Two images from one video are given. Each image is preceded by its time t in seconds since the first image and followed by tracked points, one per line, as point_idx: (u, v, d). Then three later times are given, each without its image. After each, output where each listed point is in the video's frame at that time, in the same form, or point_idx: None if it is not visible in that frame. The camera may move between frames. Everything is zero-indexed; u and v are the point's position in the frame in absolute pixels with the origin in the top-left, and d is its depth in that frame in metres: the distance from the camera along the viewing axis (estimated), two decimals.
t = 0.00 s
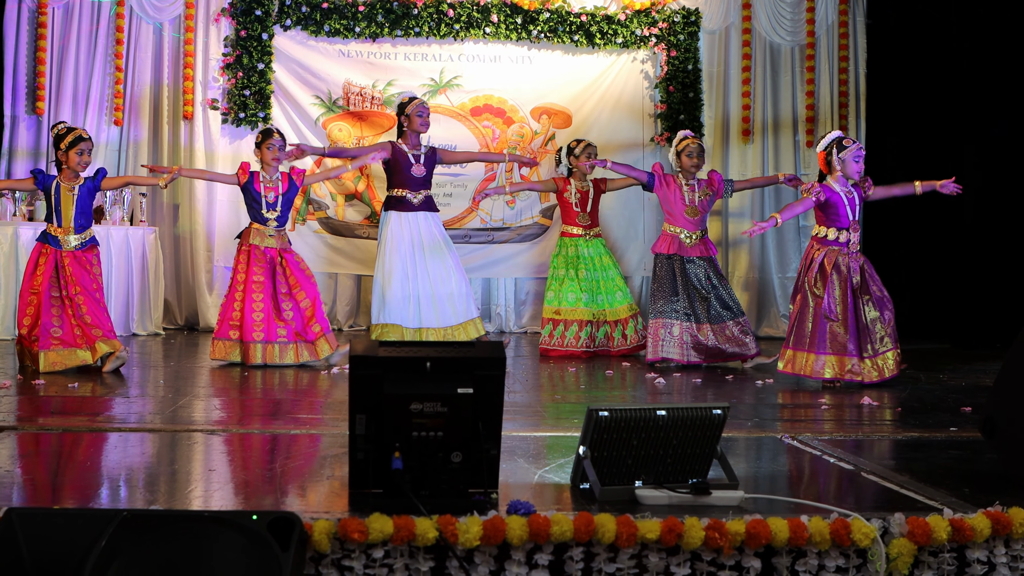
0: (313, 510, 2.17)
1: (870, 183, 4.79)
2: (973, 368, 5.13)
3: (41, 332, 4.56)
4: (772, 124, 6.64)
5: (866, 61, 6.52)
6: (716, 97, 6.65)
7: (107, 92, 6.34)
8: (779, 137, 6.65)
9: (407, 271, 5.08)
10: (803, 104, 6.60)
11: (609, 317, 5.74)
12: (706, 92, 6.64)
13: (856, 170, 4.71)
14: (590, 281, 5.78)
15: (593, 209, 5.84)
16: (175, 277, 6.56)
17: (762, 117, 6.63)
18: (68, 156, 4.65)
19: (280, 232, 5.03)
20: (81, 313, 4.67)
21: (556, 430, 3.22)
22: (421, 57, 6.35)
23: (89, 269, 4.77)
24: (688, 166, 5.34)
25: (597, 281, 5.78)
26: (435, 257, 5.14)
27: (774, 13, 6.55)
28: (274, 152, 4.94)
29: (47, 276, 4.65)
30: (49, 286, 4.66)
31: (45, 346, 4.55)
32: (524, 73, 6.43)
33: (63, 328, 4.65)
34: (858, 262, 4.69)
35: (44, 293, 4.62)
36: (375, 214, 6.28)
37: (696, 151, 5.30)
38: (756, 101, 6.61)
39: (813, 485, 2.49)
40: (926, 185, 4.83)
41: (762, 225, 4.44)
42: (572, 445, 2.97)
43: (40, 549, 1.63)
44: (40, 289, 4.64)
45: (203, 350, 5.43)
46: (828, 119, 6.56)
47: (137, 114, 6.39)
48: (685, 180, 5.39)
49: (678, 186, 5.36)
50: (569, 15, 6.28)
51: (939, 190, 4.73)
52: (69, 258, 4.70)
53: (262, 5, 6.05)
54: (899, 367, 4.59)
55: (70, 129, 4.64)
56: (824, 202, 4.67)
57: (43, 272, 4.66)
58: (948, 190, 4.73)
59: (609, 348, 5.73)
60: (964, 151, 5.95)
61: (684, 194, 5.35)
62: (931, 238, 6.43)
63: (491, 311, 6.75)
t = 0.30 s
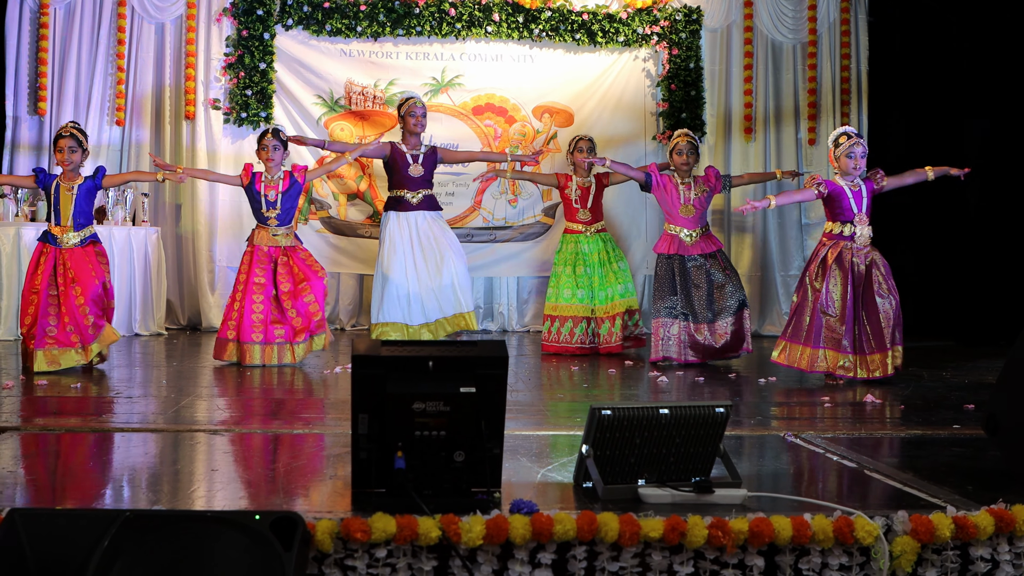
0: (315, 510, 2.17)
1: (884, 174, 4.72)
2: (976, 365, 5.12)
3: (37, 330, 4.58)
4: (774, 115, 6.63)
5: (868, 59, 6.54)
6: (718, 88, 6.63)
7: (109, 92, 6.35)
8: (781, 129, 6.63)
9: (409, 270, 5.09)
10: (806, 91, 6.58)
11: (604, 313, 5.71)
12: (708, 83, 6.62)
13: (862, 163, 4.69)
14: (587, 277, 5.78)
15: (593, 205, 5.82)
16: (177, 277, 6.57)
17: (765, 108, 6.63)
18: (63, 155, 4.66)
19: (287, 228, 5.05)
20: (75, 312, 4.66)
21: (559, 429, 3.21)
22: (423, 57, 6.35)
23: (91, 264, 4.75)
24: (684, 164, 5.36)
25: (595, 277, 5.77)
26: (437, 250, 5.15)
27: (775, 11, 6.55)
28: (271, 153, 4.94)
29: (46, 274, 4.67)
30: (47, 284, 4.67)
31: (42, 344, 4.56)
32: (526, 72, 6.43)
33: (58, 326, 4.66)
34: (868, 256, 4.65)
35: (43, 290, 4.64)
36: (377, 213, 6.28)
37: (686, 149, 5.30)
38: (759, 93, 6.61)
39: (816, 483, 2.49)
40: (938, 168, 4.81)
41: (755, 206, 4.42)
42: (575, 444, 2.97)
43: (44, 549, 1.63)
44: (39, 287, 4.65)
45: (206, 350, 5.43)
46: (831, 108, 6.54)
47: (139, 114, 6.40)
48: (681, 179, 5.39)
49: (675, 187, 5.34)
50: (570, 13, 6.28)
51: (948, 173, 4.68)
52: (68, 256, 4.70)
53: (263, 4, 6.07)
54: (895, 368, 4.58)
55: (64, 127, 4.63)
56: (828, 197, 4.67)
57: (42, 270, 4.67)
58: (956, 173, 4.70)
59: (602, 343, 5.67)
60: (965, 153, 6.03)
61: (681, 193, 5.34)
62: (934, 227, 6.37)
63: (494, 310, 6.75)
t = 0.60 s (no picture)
0: (316, 510, 2.17)
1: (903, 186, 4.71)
2: (978, 365, 5.12)
3: (32, 331, 4.58)
4: (774, 132, 6.61)
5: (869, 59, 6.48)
6: (719, 102, 6.63)
7: (111, 93, 6.36)
8: (782, 146, 6.63)
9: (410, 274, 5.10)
10: (807, 105, 6.55)
11: (595, 317, 5.72)
12: (709, 100, 6.63)
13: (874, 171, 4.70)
14: (591, 277, 5.78)
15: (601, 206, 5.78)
16: (178, 277, 6.57)
17: (765, 123, 6.62)
18: (66, 158, 4.66)
19: (299, 228, 5.03)
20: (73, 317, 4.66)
21: (560, 429, 3.22)
22: (424, 57, 6.34)
23: (90, 272, 4.75)
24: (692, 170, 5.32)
25: (596, 278, 5.77)
26: (437, 257, 5.13)
27: (776, 11, 6.53)
28: (276, 155, 4.94)
29: (46, 275, 4.68)
30: (49, 285, 4.69)
31: (35, 346, 4.57)
32: (527, 72, 6.43)
33: (56, 328, 4.66)
34: (880, 262, 4.64)
35: (40, 292, 4.65)
36: (379, 214, 6.28)
37: (694, 155, 5.28)
38: (760, 111, 6.61)
39: (817, 483, 2.49)
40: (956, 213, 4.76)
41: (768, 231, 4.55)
42: (577, 445, 2.97)
43: (44, 549, 1.63)
44: (39, 288, 4.67)
45: (208, 350, 5.44)
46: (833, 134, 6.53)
47: (141, 115, 6.40)
48: (688, 185, 5.36)
49: (680, 193, 5.33)
50: (571, 13, 6.28)
51: (963, 218, 4.66)
52: (72, 259, 4.69)
53: (265, 4, 6.05)
54: (900, 378, 4.56)
55: (67, 130, 4.63)
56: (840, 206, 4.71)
57: (45, 271, 4.68)
58: (971, 221, 4.69)
59: (595, 345, 5.68)
60: (969, 156, 6.09)
61: (687, 199, 5.33)
62: (932, 228, 6.44)
63: (495, 310, 6.76)
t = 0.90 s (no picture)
0: (316, 511, 2.17)
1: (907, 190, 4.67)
2: (978, 367, 5.12)
3: (36, 328, 4.57)
4: (775, 128, 6.61)
5: (869, 61, 6.51)
6: (720, 98, 6.63)
7: (112, 92, 6.36)
8: (782, 143, 6.62)
9: (413, 276, 5.11)
10: (807, 105, 6.56)
11: (597, 317, 5.71)
12: (710, 99, 6.63)
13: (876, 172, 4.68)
14: (591, 277, 5.79)
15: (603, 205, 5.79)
16: (178, 277, 6.57)
17: (765, 119, 6.61)
18: (72, 154, 4.64)
19: (307, 229, 5.03)
20: (76, 314, 4.66)
21: (561, 430, 3.22)
22: (424, 57, 6.35)
23: (93, 269, 4.75)
24: (693, 168, 5.30)
25: (597, 278, 5.77)
26: (441, 262, 5.13)
27: (777, 12, 6.52)
28: (287, 154, 4.93)
29: (51, 272, 4.66)
30: (52, 282, 4.66)
31: (39, 344, 4.56)
32: (527, 72, 6.43)
33: (59, 326, 4.66)
34: (876, 261, 4.65)
35: (45, 289, 4.63)
36: (379, 214, 6.28)
37: (696, 153, 5.25)
38: (760, 107, 6.60)
39: (817, 484, 2.48)
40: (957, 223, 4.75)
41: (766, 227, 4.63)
42: (577, 445, 2.98)
43: (44, 549, 1.63)
44: (44, 284, 4.64)
45: (209, 351, 5.44)
46: (833, 123, 6.51)
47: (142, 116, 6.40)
48: (691, 184, 5.36)
49: (682, 190, 5.34)
50: (572, 14, 6.29)
51: (963, 229, 4.65)
52: (76, 257, 4.70)
53: (265, 4, 6.05)
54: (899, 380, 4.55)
55: (73, 126, 4.61)
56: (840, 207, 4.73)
57: (50, 267, 4.67)
58: (970, 234, 4.68)
59: (596, 346, 5.68)
60: (969, 156, 6.09)
61: (688, 197, 5.33)
62: (934, 226, 6.38)
63: (495, 310, 6.76)
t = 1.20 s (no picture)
0: (319, 513, 2.17)
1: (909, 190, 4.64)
2: (980, 368, 5.12)
3: (41, 330, 4.59)
4: (777, 124, 6.59)
5: (871, 61, 6.52)
6: (722, 95, 6.62)
7: (114, 95, 6.37)
8: (783, 139, 6.60)
9: (416, 278, 5.12)
10: (808, 105, 6.56)
11: (601, 318, 5.72)
12: (711, 92, 6.63)
13: (879, 170, 4.66)
14: (594, 279, 5.79)
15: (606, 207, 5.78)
16: (180, 278, 6.57)
17: (767, 116, 6.60)
18: (76, 156, 4.65)
19: (313, 232, 5.03)
20: (79, 317, 4.67)
21: (563, 432, 3.22)
22: (425, 59, 6.35)
23: (96, 271, 4.75)
24: (694, 164, 5.30)
25: (601, 279, 5.77)
26: (443, 263, 5.14)
27: (778, 13, 6.52)
28: (295, 155, 4.92)
29: (55, 274, 4.68)
30: (56, 284, 4.68)
31: (44, 346, 4.58)
32: (529, 74, 6.43)
33: (63, 328, 4.67)
34: (876, 259, 4.64)
35: (48, 291, 4.65)
36: (381, 216, 6.29)
37: (697, 150, 5.25)
38: (762, 101, 6.59)
39: (820, 486, 2.48)
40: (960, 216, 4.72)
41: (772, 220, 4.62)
42: (579, 447, 2.98)
43: (47, 551, 1.63)
44: (47, 287, 4.67)
45: (211, 352, 5.44)
46: (834, 122, 6.52)
47: (144, 117, 6.41)
48: (691, 180, 5.36)
49: (683, 185, 5.34)
50: (574, 16, 6.30)
51: (966, 227, 4.63)
52: (79, 259, 4.71)
53: (268, 7, 6.09)
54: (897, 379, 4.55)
55: (78, 128, 4.61)
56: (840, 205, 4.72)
57: (52, 270, 4.68)
58: (974, 232, 4.66)
59: (599, 347, 5.69)
60: (969, 160, 6.14)
61: (690, 194, 5.32)
62: (936, 226, 6.35)
63: (497, 312, 6.76)
